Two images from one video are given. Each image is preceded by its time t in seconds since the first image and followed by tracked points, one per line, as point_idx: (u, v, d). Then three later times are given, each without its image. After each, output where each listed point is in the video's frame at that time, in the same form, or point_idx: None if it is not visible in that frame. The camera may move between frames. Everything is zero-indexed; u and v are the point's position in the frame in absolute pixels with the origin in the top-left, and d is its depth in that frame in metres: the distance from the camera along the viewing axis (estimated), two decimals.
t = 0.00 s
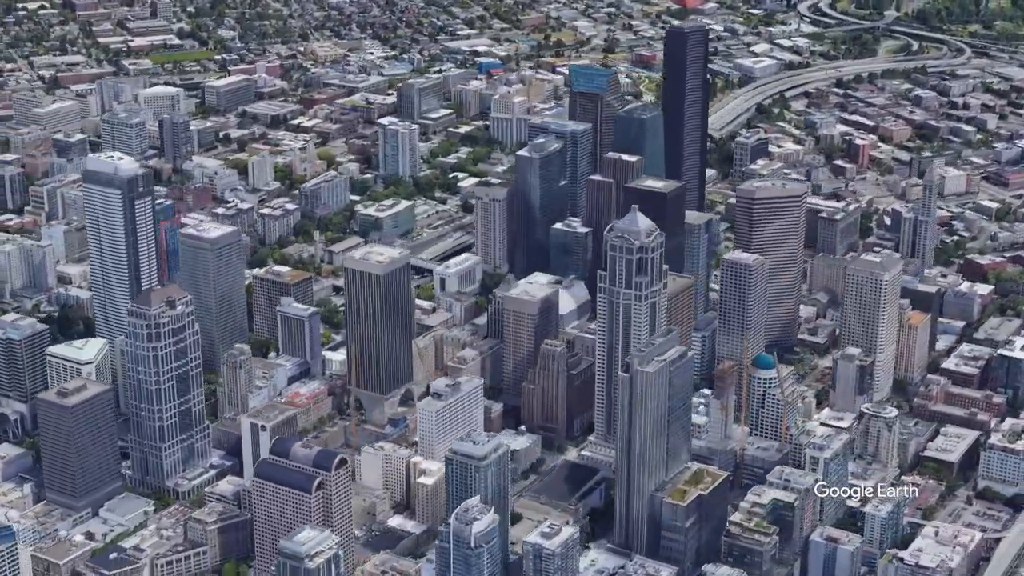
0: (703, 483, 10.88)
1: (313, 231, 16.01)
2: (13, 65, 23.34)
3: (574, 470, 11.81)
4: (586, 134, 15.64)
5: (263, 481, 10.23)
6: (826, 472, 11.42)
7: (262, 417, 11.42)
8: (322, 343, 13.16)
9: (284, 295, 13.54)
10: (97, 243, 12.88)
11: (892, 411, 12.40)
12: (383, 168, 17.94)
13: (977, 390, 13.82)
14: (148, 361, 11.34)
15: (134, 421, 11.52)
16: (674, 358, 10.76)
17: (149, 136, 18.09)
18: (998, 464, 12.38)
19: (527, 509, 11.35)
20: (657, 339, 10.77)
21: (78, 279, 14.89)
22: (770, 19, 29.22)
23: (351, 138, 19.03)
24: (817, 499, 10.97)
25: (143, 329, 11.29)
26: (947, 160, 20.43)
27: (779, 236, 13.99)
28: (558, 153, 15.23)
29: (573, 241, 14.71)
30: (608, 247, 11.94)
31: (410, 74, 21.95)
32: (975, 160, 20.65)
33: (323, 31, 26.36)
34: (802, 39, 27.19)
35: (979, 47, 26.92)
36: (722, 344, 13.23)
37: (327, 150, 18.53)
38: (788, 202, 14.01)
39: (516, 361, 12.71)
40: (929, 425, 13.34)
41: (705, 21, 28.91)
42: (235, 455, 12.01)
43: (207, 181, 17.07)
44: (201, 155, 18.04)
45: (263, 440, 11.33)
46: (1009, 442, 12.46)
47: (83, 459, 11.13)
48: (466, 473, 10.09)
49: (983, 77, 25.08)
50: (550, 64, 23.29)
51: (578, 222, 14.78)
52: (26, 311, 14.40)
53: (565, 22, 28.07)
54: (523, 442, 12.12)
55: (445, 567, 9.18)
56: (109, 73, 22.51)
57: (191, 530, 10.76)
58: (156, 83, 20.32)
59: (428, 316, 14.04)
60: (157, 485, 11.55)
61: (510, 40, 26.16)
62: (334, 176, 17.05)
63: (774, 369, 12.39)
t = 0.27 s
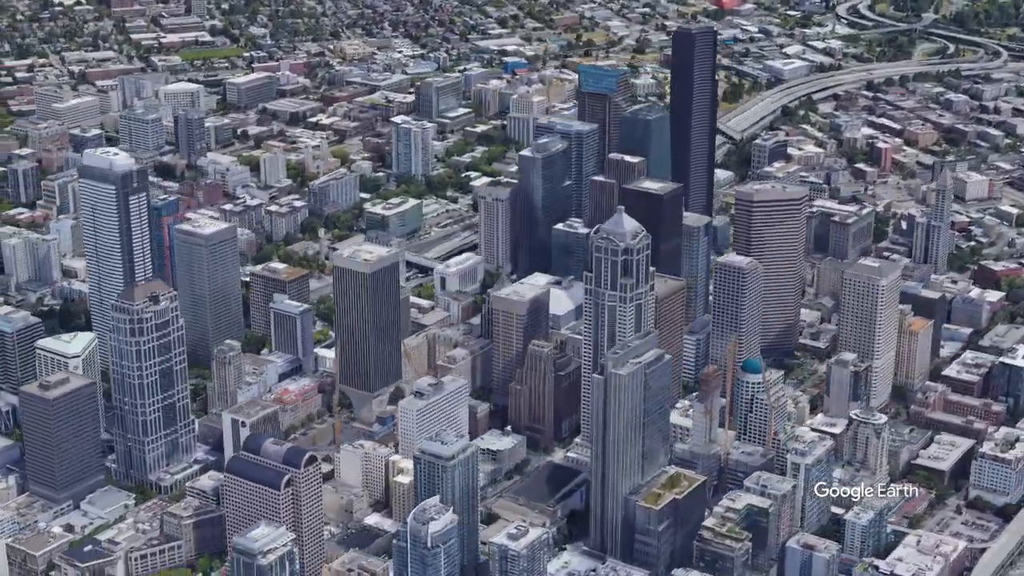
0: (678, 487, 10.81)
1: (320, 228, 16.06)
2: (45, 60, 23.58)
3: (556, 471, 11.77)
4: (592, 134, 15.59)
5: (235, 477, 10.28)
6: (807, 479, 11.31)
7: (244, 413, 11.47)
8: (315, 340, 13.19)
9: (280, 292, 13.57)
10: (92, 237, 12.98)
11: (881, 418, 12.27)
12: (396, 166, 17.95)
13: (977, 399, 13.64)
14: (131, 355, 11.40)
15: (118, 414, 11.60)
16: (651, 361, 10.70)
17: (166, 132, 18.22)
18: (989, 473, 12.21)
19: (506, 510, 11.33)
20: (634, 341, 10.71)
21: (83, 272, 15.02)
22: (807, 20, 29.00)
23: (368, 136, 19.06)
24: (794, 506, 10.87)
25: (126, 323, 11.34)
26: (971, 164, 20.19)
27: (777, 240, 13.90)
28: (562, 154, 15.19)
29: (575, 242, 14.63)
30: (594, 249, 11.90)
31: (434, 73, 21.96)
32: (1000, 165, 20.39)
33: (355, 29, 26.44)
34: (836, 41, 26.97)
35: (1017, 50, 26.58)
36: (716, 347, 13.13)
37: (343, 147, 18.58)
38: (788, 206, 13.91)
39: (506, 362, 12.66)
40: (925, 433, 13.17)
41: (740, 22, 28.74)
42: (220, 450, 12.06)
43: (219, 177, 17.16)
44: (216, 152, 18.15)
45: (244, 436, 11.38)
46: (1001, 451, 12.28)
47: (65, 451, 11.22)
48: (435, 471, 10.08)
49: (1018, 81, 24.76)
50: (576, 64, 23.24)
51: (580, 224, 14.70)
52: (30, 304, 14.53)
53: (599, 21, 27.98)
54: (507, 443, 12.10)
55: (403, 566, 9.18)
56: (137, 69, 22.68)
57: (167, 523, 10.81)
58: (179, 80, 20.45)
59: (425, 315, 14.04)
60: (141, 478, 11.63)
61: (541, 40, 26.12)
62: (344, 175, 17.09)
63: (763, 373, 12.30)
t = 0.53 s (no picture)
0: (653, 490, 10.74)
1: (327, 226, 16.12)
2: (77, 56, 23.82)
3: (537, 472, 11.74)
4: (598, 135, 15.52)
5: (207, 473, 10.33)
6: (787, 484, 11.21)
7: (226, 408, 11.51)
8: (308, 338, 13.22)
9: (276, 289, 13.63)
10: (88, 233, 13.09)
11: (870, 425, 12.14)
12: (409, 164, 17.97)
13: (976, 406, 13.47)
14: (114, 349, 11.48)
15: (102, 408, 11.69)
16: (626, 363, 10.63)
17: (183, 128, 18.34)
18: (979, 483, 12.05)
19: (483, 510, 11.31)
20: (610, 343, 10.65)
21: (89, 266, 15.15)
22: (844, 22, 28.76)
23: (385, 134, 19.10)
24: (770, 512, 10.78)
25: (110, 317, 11.42)
26: (996, 169, 19.93)
27: (776, 244, 13.80)
28: (566, 154, 15.12)
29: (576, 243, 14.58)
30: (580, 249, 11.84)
31: (458, 71, 21.97)
32: None
33: (387, 27, 26.51)
34: (871, 43, 26.73)
35: None
36: (709, 351, 13.04)
37: (359, 145, 18.63)
38: (787, 210, 13.80)
39: (494, 363, 12.64)
40: (920, 440, 13.02)
41: (777, 23, 28.56)
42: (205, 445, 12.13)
43: (232, 174, 17.26)
44: (232, 148, 18.25)
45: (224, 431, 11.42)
46: (992, 459, 12.11)
47: (46, 443, 11.31)
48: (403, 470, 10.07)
49: None
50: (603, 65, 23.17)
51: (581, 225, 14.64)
52: (34, 297, 14.68)
53: (633, 22, 27.89)
54: (491, 443, 12.08)
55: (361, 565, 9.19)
56: (166, 66, 22.86)
57: (143, 517, 10.88)
58: (202, 77, 20.59)
59: (421, 313, 14.05)
60: (125, 472, 11.70)
61: (572, 40, 26.08)
62: (356, 173, 17.13)
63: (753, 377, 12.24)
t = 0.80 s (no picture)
0: (628, 493, 10.68)
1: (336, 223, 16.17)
2: (109, 52, 24.02)
3: (517, 473, 11.71)
4: (604, 135, 15.47)
5: (179, 468, 10.38)
6: (766, 491, 11.10)
7: (208, 403, 11.56)
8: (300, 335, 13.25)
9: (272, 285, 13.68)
10: (86, 227, 13.22)
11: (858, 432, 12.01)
12: (423, 163, 17.99)
13: (974, 414, 13.30)
14: (99, 343, 11.57)
15: (88, 401, 11.78)
16: (601, 365, 10.57)
17: (200, 125, 18.45)
18: (967, 492, 11.89)
19: (460, 510, 11.30)
20: (585, 344, 10.59)
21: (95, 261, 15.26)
22: (883, 24, 28.48)
23: (402, 132, 19.13)
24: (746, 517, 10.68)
25: (95, 310, 11.52)
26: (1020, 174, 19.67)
27: (774, 247, 13.69)
28: (570, 154, 15.06)
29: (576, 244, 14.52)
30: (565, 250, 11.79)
31: (482, 70, 21.96)
32: None
33: (419, 26, 26.54)
34: (908, 46, 26.45)
35: None
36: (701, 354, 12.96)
37: (375, 143, 18.66)
38: (785, 213, 13.69)
39: (483, 363, 12.62)
40: (914, 448, 12.86)
41: (814, 25, 28.33)
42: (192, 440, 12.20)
43: (245, 171, 17.34)
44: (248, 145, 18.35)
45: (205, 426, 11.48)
46: (981, 469, 11.95)
47: (29, 436, 11.42)
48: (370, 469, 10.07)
49: None
50: (630, 65, 23.08)
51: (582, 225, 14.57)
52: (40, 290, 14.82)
53: (668, 22, 27.75)
54: (475, 443, 12.05)
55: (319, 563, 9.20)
56: (195, 62, 23.01)
57: (120, 511, 10.95)
58: (226, 74, 20.71)
59: (418, 312, 14.05)
60: (109, 465, 11.79)
61: (604, 40, 25.99)
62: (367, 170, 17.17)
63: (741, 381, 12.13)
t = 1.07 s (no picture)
0: (600, 496, 10.62)
1: (343, 221, 16.21)
2: (142, 47, 24.22)
3: (498, 473, 11.68)
4: (610, 136, 15.41)
5: (152, 462, 10.44)
6: (742, 497, 11.00)
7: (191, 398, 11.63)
8: (293, 332, 13.29)
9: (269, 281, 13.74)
10: (83, 221, 13.33)
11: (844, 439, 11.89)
12: (437, 161, 17.99)
13: (970, 423, 13.12)
14: (85, 337, 11.66)
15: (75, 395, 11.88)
16: (574, 367, 10.53)
17: (218, 121, 18.56)
18: (954, 502, 11.73)
19: (438, 510, 11.28)
20: (558, 346, 10.55)
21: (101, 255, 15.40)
22: (923, 26, 28.17)
23: (420, 130, 19.14)
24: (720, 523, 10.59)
25: (81, 305, 11.61)
26: None
27: (772, 251, 13.59)
28: (573, 155, 15.00)
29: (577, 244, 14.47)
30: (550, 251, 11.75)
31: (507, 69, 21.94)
32: None
33: (453, 24, 26.56)
34: (945, 49, 26.14)
35: None
36: (692, 358, 12.88)
37: (391, 141, 18.69)
38: (783, 217, 13.58)
39: (471, 362, 12.60)
40: (907, 456, 12.71)
41: (853, 27, 28.07)
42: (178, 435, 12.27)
43: (258, 167, 17.43)
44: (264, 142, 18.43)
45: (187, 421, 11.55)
46: (969, 479, 11.78)
47: (14, 428, 11.53)
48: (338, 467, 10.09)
49: None
50: (658, 66, 22.97)
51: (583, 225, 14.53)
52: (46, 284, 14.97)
53: (704, 24, 27.60)
54: (459, 442, 12.03)
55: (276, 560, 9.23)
56: (224, 59, 23.15)
57: (98, 504, 11.03)
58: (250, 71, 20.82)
59: (415, 310, 14.05)
60: (94, 458, 11.88)
61: (637, 40, 25.89)
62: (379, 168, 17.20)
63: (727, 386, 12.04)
